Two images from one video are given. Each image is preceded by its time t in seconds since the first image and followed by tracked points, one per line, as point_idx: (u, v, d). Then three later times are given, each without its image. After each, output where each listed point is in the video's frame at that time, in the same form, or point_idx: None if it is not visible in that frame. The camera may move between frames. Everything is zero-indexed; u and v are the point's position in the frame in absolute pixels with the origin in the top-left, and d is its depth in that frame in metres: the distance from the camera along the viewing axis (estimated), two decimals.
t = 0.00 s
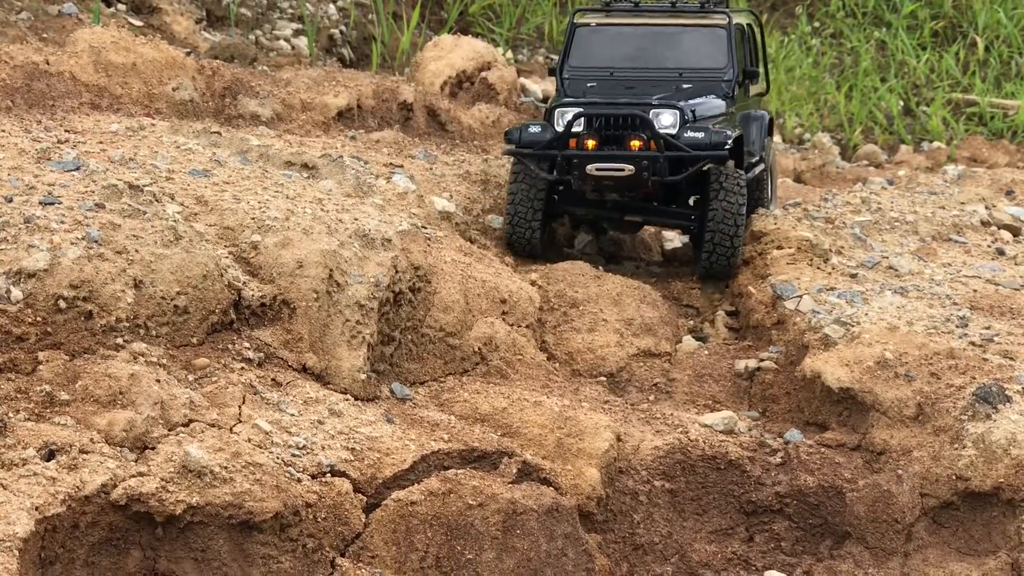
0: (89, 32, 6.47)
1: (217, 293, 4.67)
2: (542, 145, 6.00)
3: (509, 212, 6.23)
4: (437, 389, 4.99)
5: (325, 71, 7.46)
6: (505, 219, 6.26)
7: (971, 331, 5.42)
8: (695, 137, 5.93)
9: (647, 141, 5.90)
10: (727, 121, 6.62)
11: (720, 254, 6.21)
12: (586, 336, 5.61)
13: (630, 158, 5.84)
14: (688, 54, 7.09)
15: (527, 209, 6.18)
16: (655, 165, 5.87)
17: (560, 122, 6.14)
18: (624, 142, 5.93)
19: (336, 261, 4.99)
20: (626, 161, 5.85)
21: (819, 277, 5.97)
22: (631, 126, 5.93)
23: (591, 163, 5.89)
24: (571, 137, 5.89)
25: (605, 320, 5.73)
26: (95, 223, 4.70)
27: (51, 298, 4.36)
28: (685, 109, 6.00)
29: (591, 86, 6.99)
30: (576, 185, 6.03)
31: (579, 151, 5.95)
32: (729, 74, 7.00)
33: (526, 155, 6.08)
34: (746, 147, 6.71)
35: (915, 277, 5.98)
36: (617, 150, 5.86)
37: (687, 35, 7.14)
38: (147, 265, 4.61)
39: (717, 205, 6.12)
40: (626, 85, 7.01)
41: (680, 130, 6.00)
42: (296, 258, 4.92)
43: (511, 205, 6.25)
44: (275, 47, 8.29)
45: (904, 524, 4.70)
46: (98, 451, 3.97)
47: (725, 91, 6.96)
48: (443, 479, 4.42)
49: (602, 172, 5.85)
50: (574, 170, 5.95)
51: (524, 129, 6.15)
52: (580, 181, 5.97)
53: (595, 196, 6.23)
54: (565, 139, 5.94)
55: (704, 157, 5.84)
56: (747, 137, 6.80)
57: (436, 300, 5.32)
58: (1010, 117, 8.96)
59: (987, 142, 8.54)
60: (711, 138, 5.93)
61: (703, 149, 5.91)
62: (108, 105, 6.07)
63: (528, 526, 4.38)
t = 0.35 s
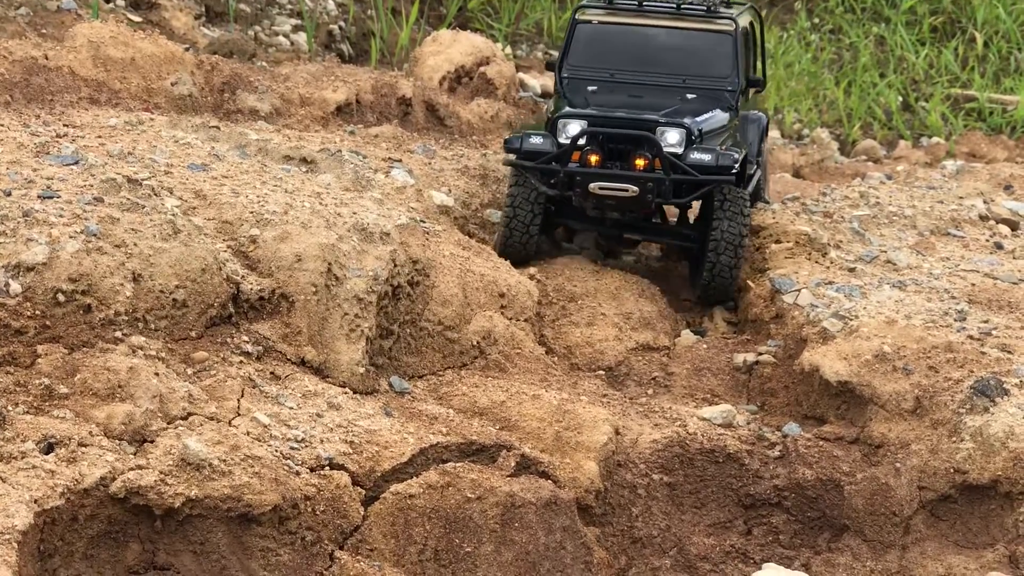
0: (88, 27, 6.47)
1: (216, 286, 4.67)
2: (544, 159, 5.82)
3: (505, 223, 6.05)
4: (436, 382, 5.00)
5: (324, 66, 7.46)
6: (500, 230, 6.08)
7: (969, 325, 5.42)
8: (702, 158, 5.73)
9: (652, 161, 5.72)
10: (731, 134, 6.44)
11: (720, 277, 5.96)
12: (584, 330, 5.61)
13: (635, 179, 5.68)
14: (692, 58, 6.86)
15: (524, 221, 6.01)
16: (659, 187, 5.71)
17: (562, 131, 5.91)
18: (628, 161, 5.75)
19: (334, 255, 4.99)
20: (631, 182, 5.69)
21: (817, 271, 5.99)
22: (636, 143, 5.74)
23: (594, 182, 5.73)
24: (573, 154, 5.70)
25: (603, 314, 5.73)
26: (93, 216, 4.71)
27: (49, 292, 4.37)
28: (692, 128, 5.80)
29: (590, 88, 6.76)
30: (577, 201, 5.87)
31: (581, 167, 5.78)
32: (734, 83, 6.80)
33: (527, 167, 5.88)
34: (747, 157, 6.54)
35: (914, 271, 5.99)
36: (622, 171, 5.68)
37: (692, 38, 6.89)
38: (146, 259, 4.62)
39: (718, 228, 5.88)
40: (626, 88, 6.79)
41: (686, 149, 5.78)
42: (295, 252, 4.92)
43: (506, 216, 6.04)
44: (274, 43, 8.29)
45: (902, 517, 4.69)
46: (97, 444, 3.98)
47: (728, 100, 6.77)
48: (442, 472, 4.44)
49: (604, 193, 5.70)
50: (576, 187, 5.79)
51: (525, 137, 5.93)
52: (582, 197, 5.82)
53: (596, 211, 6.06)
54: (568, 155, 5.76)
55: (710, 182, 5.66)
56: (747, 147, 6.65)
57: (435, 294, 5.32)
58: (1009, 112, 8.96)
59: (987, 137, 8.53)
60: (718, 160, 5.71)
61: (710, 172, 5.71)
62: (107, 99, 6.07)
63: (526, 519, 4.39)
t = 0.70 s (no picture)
0: (85, 20, 6.47)
1: (213, 278, 4.67)
2: (542, 185, 5.77)
3: (503, 236, 6.04)
4: (432, 373, 5.00)
5: (321, 59, 7.46)
6: (497, 237, 6.06)
7: (966, 316, 5.43)
8: (702, 176, 5.72)
9: (652, 181, 5.68)
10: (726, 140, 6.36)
11: (722, 293, 5.86)
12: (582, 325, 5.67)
13: (637, 204, 5.65)
14: (679, 59, 6.72)
15: (523, 231, 6.01)
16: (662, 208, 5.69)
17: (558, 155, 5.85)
18: (627, 183, 5.71)
19: (331, 246, 4.99)
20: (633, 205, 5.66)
21: (814, 263, 5.99)
22: (634, 165, 5.70)
23: (595, 208, 5.69)
24: (573, 180, 5.65)
25: (600, 307, 5.87)
26: (90, 208, 4.71)
27: (46, 284, 4.38)
28: (691, 144, 5.76)
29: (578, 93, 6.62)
30: (578, 226, 5.83)
31: (581, 192, 5.73)
32: (724, 82, 6.69)
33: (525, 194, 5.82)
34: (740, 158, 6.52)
35: (910, 263, 5.99)
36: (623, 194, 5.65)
37: (678, 38, 6.74)
38: (142, 250, 4.62)
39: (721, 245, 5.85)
40: (615, 92, 6.66)
41: (685, 167, 5.76)
42: (292, 243, 4.91)
43: (506, 226, 6.01)
44: (271, 36, 8.28)
45: (899, 508, 4.71)
46: (95, 435, 3.98)
47: (719, 100, 6.67)
48: (439, 463, 4.44)
49: (607, 219, 5.68)
50: (577, 212, 5.75)
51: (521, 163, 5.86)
52: (583, 222, 5.78)
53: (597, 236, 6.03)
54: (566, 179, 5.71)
55: (714, 201, 5.67)
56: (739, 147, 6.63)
57: (432, 286, 5.33)
58: (1007, 105, 8.91)
59: (984, 130, 8.53)
60: (719, 177, 5.72)
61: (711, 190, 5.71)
62: (104, 92, 6.06)
63: (524, 510, 4.41)
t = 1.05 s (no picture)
0: (78, 11, 6.47)
1: (206, 267, 4.67)
2: (550, 178, 5.67)
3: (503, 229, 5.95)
4: (426, 363, 5.00)
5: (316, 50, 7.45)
6: (496, 232, 5.97)
7: (958, 305, 5.44)
8: (713, 182, 5.68)
9: (661, 183, 5.61)
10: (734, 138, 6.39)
11: (726, 292, 5.85)
12: (576, 314, 5.74)
13: (645, 206, 5.57)
14: (691, 55, 6.72)
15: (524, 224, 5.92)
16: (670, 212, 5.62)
17: (568, 148, 5.73)
18: (637, 183, 5.63)
19: (325, 236, 5.00)
20: (641, 208, 5.58)
21: (807, 253, 6.03)
22: (646, 165, 5.63)
23: (602, 206, 5.60)
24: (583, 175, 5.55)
25: (594, 297, 5.92)
26: (84, 197, 4.72)
27: (40, 273, 4.38)
28: (703, 148, 5.72)
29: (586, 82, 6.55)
30: (582, 222, 5.74)
31: (589, 189, 5.64)
32: (734, 83, 6.71)
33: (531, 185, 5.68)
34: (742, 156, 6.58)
35: (903, 253, 6.01)
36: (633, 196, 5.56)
37: (690, 34, 6.73)
38: (136, 240, 4.63)
39: (726, 248, 5.83)
40: (624, 85, 6.62)
41: (695, 172, 5.70)
42: (285, 233, 4.92)
43: (506, 220, 5.91)
44: (266, 28, 8.28)
45: (891, 497, 4.73)
46: (89, 424, 3.99)
47: (728, 101, 6.69)
48: (432, 452, 4.45)
49: (613, 218, 5.59)
50: (583, 209, 5.66)
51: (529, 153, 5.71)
52: (588, 220, 5.70)
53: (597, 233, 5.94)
54: (575, 174, 5.61)
55: (723, 208, 5.62)
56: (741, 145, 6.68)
57: (425, 275, 5.34)
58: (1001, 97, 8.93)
59: (978, 122, 8.54)
60: (730, 186, 5.67)
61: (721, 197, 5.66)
62: (98, 83, 6.05)
63: (517, 499, 4.41)
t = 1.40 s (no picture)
0: None
1: (196, 250, 4.68)
2: (541, 165, 5.61)
3: (498, 220, 5.88)
4: (416, 346, 5.02)
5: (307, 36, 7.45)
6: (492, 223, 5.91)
7: (947, 288, 5.46)
8: (705, 155, 5.64)
9: (653, 160, 5.56)
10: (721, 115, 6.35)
11: (727, 271, 5.71)
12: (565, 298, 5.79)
13: (640, 184, 5.52)
14: (668, 37, 6.72)
15: (518, 214, 5.85)
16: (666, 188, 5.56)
17: (556, 133, 5.68)
18: (629, 162, 5.60)
19: (315, 219, 5.01)
20: (636, 187, 5.53)
21: (796, 237, 6.05)
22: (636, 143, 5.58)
23: (596, 188, 5.54)
24: (573, 159, 5.50)
25: (583, 281, 5.97)
26: (73, 180, 4.72)
27: (30, 255, 4.39)
28: (691, 122, 5.68)
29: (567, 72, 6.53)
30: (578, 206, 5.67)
31: (581, 172, 5.58)
32: (717, 61, 6.69)
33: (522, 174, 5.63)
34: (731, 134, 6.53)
35: (892, 237, 6.03)
36: (627, 176, 5.52)
37: (669, 15, 6.74)
38: (126, 222, 4.63)
39: (725, 221, 5.72)
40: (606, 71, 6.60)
41: (687, 147, 5.67)
42: (275, 216, 4.93)
43: (501, 210, 5.84)
44: (257, 15, 8.26)
45: (880, 478, 4.74)
46: (78, 405, 4.00)
47: (712, 78, 6.66)
48: (421, 433, 4.48)
49: (609, 199, 5.52)
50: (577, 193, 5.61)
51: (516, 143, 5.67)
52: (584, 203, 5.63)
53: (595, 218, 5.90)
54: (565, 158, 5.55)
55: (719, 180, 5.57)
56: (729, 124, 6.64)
57: (415, 258, 5.36)
58: (993, 83, 8.92)
59: (970, 109, 8.55)
60: (723, 158, 5.64)
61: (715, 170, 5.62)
62: (88, 68, 6.05)
63: (506, 480, 4.43)
